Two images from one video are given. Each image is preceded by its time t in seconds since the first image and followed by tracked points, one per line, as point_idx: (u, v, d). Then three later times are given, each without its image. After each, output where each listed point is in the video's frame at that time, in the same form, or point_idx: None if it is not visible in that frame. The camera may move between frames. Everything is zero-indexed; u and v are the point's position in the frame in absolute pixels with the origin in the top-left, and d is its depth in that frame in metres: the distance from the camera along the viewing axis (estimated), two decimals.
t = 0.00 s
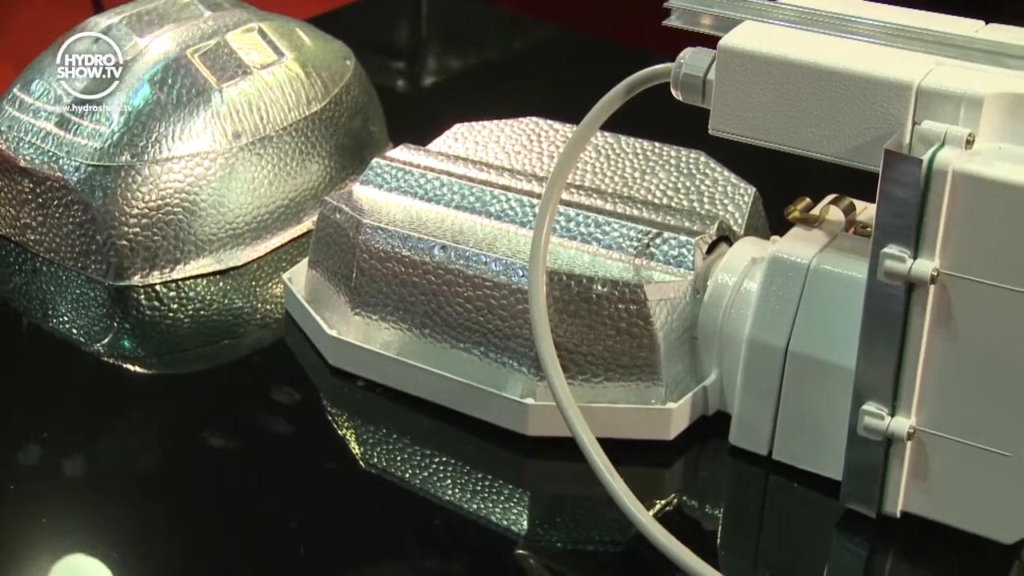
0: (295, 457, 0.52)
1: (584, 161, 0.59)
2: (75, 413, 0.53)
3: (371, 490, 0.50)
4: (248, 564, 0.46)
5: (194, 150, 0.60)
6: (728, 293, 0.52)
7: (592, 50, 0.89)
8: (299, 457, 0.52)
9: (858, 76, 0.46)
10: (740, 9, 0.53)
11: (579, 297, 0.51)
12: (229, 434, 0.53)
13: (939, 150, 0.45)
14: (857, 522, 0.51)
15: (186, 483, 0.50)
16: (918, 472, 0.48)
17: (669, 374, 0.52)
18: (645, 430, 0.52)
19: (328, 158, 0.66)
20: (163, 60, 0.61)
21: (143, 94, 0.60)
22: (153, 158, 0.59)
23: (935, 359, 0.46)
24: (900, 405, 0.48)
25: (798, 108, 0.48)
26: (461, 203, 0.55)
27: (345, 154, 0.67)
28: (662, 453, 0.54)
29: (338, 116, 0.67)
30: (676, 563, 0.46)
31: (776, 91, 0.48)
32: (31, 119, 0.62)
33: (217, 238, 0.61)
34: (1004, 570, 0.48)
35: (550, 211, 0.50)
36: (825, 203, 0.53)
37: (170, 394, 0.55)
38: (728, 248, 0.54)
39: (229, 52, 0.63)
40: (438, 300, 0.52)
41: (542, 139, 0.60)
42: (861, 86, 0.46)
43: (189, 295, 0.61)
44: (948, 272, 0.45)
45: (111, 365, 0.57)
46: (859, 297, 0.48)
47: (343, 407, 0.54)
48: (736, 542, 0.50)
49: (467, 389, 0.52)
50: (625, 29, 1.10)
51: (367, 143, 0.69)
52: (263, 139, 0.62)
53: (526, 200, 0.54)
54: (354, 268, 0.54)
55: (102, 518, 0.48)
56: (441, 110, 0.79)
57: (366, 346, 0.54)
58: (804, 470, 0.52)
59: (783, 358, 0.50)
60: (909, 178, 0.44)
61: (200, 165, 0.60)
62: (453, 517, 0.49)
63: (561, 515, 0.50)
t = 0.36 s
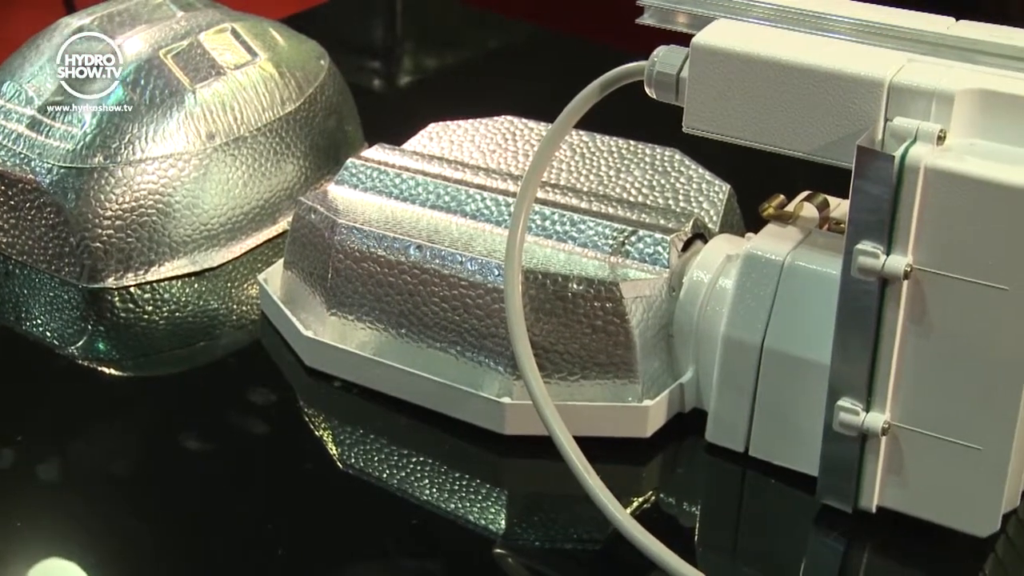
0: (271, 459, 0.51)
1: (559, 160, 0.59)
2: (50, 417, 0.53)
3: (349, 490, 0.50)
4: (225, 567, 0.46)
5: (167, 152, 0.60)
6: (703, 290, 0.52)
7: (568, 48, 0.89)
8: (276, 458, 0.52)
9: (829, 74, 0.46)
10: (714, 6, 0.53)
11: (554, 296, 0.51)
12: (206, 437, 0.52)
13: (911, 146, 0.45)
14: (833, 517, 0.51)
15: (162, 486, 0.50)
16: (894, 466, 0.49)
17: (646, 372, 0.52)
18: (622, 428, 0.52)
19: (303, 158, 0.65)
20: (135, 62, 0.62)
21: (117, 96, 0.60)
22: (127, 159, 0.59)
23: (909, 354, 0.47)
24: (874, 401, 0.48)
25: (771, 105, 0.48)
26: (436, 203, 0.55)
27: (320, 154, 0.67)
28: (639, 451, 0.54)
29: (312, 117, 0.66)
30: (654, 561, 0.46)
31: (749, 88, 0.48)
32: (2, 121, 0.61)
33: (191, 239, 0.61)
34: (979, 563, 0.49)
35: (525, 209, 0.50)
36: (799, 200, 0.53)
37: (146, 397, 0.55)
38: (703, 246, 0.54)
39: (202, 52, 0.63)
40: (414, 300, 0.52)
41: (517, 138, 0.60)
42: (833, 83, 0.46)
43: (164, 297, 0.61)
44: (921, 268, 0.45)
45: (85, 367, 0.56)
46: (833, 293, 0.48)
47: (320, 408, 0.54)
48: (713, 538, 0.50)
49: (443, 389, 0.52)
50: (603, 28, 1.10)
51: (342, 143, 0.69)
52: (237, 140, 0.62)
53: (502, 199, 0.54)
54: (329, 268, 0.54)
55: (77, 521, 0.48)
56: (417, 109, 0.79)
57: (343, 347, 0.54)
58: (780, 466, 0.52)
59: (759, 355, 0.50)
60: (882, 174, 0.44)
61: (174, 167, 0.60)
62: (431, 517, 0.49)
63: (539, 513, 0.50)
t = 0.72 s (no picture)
0: (248, 460, 0.51)
1: (533, 159, 0.59)
2: (24, 420, 0.53)
3: (325, 491, 0.50)
4: (201, 569, 0.45)
5: (141, 153, 0.59)
6: (678, 287, 0.52)
7: (544, 48, 0.89)
8: (252, 460, 0.51)
9: (801, 71, 0.46)
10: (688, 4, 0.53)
11: (529, 295, 0.51)
12: (181, 438, 0.52)
13: (884, 142, 0.45)
14: (809, 513, 0.51)
15: (137, 489, 0.49)
16: (869, 462, 0.49)
17: (622, 370, 0.52)
18: (599, 426, 0.52)
19: (278, 159, 0.65)
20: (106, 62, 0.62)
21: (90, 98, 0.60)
22: (100, 161, 0.59)
23: (883, 350, 0.47)
24: (849, 397, 0.48)
25: (744, 103, 0.48)
26: (411, 202, 0.55)
27: (294, 154, 0.67)
28: (615, 449, 0.54)
29: (286, 117, 0.66)
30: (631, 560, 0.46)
31: (721, 86, 0.48)
32: None
33: (166, 241, 0.61)
34: (954, 558, 0.49)
35: (499, 208, 0.50)
36: (773, 198, 0.53)
37: (121, 399, 0.54)
38: (678, 244, 0.54)
39: (175, 53, 0.63)
40: (389, 300, 0.52)
41: (492, 137, 0.60)
42: (806, 80, 0.46)
43: (138, 299, 0.60)
44: (895, 264, 0.46)
45: (60, 370, 0.56)
46: (807, 290, 0.48)
47: (296, 409, 0.54)
48: (690, 536, 0.50)
49: (419, 389, 0.52)
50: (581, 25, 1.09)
51: (316, 143, 0.69)
52: (211, 140, 0.62)
53: (476, 198, 0.54)
54: (304, 269, 0.54)
55: (52, 525, 0.47)
56: (393, 109, 0.79)
57: (318, 347, 0.54)
58: (756, 463, 0.52)
59: (734, 352, 0.50)
60: (855, 171, 0.44)
61: (148, 168, 0.59)
62: (408, 517, 0.49)
63: (516, 512, 0.50)
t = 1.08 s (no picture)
0: (225, 462, 0.51)
1: (510, 158, 0.59)
2: None
3: (304, 492, 0.50)
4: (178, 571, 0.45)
5: (115, 154, 0.59)
6: (656, 286, 0.52)
7: (522, 47, 0.89)
8: (230, 461, 0.51)
9: (776, 69, 0.46)
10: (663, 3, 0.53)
11: (507, 294, 0.51)
12: (159, 440, 0.52)
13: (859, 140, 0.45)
14: (787, 510, 0.51)
15: (113, 492, 0.49)
16: (846, 459, 0.49)
17: (600, 368, 0.52)
18: (577, 425, 0.52)
19: (255, 159, 0.65)
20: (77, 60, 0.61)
21: (62, 98, 0.60)
22: (75, 162, 0.59)
23: (859, 347, 0.47)
24: (826, 394, 0.48)
25: (719, 101, 0.48)
26: (388, 202, 0.55)
27: (271, 155, 0.66)
28: (594, 448, 0.54)
29: (263, 117, 0.66)
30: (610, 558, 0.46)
31: (696, 85, 0.48)
32: None
33: (142, 242, 0.61)
34: (931, 553, 0.49)
35: (475, 207, 0.50)
36: (749, 195, 0.53)
37: (97, 402, 0.54)
38: (655, 242, 0.54)
39: (150, 54, 0.63)
40: (366, 300, 0.52)
41: (468, 137, 0.60)
42: (780, 78, 0.47)
43: (114, 301, 0.60)
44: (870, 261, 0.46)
45: (36, 373, 0.56)
46: (783, 287, 0.48)
47: (274, 410, 0.54)
48: (669, 534, 0.50)
49: (397, 389, 0.51)
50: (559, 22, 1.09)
51: (293, 143, 0.68)
52: (187, 141, 0.62)
53: (453, 197, 0.54)
54: (281, 269, 0.54)
55: (27, 529, 0.47)
56: (371, 109, 0.79)
57: (296, 348, 0.54)
58: (734, 461, 0.53)
59: (711, 350, 0.50)
60: (830, 168, 0.45)
61: (123, 169, 0.59)
62: (387, 517, 0.49)
63: (495, 512, 0.50)
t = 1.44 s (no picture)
0: (206, 463, 0.51)
1: (490, 157, 0.59)
2: None
3: (285, 493, 0.50)
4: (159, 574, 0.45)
5: (94, 155, 0.59)
6: (636, 284, 0.52)
7: (502, 46, 0.89)
8: (211, 463, 0.51)
9: (754, 67, 0.47)
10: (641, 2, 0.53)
11: (487, 293, 0.51)
12: (138, 442, 0.52)
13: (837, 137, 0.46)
14: (768, 508, 0.51)
15: (93, 494, 0.49)
16: (826, 456, 0.49)
17: (580, 367, 0.52)
18: (557, 423, 0.52)
19: (234, 160, 0.65)
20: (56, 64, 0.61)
21: (39, 99, 0.60)
22: (52, 164, 0.58)
23: (838, 344, 0.47)
24: (806, 390, 0.48)
25: (697, 100, 0.48)
26: (368, 202, 0.55)
27: (250, 155, 0.66)
28: (575, 447, 0.54)
29: (241, 118, 0.66)
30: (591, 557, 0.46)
31: (674, 84, 0.48)
32: None
33: (121, 243, 0.61)
34: (911, 549, 0.49)
35: (455, 207, 0.50)
36: (728, 193, 0.53)
37: (77, 404, 0.54)
38: (635, 240, 0.54)
39: (128, 55, 0.63)
40: (346, 300, 0.52)
41: (448, 136, 0.60)
42: (757, 77, 0.47)
43: (94, 302, 0.60)
44: (849, 258, 0.46)
45: (15, 375, 0.56)
46: (762, 285, 0.49)
47: (255, 411, 0.54)
48: (651, 532, 0.50)
49: (378, 389, 0.51)
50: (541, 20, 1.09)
51: (273, 144, 0.68)
52: (165, 142, 0.62)
53: (433, 197, 0.54)
54: (260, 270, 0.54)
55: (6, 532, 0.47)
56: (352, 109, 0.79)
57: (276, 349, 0.53)
58: (715, 459, 0.53)
59: (691, 348, 0.50)
60: (808, 166, 0.45)
61: (101, 170, 0.59)
62: (369, 517, 0.49)
63: (477, 511, 0.50)
